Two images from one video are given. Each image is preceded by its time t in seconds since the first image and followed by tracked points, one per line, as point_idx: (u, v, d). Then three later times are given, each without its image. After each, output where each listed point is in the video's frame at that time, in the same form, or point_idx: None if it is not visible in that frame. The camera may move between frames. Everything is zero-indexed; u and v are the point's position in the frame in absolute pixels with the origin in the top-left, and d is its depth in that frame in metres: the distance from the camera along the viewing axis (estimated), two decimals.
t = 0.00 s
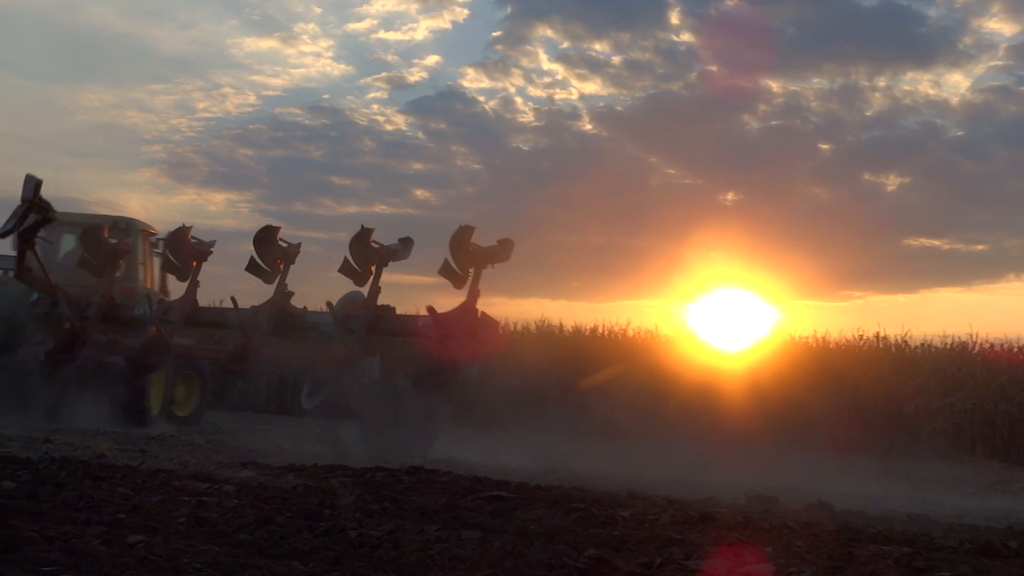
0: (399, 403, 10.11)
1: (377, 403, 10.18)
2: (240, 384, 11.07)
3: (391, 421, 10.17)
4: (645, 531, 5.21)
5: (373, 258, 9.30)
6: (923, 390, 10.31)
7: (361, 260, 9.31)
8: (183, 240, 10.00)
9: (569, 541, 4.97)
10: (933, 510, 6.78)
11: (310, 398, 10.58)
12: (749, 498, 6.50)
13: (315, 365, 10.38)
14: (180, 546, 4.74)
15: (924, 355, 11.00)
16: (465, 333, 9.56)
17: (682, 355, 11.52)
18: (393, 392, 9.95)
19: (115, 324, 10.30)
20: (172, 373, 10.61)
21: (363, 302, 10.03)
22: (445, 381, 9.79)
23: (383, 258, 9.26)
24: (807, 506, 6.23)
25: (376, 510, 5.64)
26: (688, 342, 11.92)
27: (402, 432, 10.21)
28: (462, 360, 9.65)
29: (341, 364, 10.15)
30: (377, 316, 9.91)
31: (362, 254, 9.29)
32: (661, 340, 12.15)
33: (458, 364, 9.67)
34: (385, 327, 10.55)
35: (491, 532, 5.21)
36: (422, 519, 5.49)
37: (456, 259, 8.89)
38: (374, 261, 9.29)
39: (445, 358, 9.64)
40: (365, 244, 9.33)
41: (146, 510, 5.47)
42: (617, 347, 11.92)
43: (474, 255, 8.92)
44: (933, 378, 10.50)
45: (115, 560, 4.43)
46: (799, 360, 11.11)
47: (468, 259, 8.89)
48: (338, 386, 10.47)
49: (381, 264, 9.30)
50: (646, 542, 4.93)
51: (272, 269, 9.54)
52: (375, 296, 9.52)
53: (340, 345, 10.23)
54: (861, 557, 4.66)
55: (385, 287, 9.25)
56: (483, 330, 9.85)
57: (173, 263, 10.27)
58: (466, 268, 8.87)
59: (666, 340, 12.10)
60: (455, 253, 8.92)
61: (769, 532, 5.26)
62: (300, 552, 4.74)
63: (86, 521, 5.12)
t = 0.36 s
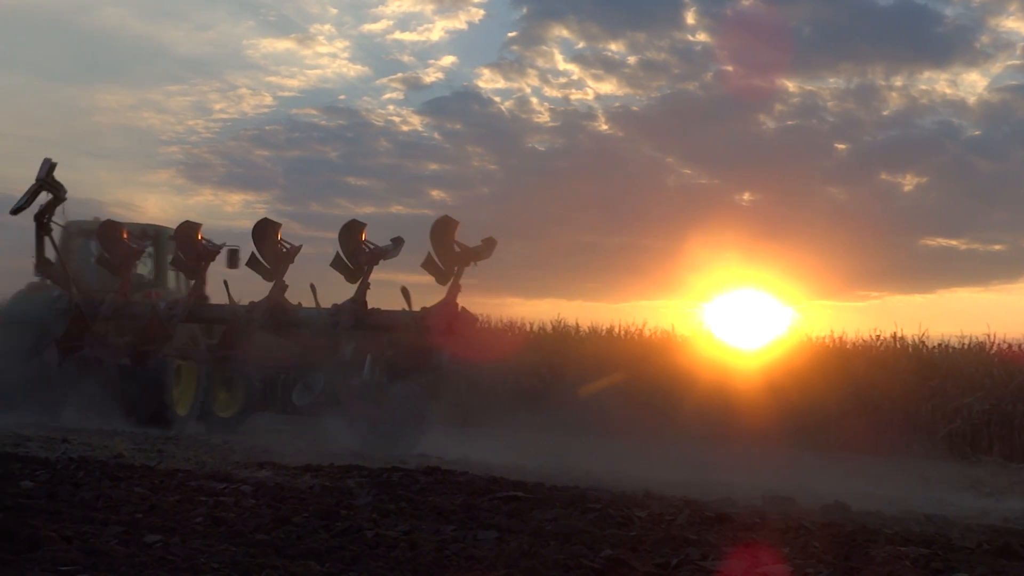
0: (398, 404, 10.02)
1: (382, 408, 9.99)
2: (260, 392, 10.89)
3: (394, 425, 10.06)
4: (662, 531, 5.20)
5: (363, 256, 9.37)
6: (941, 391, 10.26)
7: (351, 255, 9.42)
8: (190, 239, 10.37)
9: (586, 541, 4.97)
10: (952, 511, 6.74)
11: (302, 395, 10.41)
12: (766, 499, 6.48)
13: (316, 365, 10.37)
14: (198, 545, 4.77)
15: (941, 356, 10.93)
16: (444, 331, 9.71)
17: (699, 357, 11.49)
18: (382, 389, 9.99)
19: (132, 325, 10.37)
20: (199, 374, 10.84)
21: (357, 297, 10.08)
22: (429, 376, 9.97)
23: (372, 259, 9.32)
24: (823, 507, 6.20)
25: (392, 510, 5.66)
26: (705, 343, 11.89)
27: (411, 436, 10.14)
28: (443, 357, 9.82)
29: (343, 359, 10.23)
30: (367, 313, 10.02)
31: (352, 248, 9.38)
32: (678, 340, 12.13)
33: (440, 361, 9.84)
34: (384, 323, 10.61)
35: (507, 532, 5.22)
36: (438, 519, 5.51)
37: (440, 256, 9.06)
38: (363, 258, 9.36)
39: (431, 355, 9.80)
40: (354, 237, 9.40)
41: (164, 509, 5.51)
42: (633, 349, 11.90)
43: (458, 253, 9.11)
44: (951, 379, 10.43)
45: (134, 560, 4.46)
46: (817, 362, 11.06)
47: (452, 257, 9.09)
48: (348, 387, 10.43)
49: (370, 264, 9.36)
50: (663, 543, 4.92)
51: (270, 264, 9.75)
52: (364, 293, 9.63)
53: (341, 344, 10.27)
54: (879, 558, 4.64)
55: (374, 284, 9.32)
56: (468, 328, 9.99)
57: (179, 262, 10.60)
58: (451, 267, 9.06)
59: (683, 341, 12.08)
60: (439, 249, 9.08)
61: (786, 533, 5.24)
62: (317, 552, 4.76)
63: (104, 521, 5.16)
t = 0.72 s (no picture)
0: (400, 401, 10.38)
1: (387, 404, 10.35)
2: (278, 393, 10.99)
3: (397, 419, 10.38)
4: (679, 532, 5.20)
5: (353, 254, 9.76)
6: (958, 391, 10.20)
7: (343, 251, 9.83)
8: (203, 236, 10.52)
9: (604, 541, 4.98)
10: (971, 512, 6.70)
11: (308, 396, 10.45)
12: (783, 500, 6.47)
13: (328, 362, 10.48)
14: (216, 545, 4.81)
15: (959, 355, 10.86)
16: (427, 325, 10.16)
17: (717, 357, 11.46)
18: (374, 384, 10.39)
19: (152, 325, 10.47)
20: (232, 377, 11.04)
21: (368, 297, 10.19)
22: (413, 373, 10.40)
23: (362, 258, 9.71)
24: (840, 507, 6.18)
25: (410, 510, 5.68)
26: (721, 343, 11.85)
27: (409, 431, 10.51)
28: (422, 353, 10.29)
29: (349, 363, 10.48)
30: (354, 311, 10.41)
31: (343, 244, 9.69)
32: (694, 340, 12.10)
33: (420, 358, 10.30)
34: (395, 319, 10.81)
35: (524, 533, 5.22)
36: (456, 519, 5.53)
37: (425, 254, 9.49)
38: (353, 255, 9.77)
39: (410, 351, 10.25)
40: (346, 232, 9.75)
41: (182, 510, 5.56)
42: (652, 348, 11.87)
43: (443, 253, 9.57)
44: (970, 379, 10.37)
45: (152, 560, 4.50)
46: (836, 362, 10.99)
47: (437, 256, 9.54)
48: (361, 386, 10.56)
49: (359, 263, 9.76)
50: (680, 543, 4.92)
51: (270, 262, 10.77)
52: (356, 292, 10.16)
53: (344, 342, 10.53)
54: (897, 559, 4.61)
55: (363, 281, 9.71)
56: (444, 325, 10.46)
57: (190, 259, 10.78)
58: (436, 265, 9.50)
59: (701, 341, 12.04)
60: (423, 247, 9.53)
61: (803, 533, 5.22)
62: (335, 553, 4.79)
63: (122, 521, 5.21)
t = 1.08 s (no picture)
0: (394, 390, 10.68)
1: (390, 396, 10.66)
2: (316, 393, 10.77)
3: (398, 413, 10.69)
4: (692, 531, 5.19)
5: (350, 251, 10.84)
6: (972, 390, 10.14)
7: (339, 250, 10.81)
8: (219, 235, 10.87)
9: (616, 541, 4.97)
10: (984, 512, 6.67)
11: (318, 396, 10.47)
12: (796, 500, 6.46)
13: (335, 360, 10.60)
14: (229, 545, 4.83)
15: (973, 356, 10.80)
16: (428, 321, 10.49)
17: (730, 356, 11.41)
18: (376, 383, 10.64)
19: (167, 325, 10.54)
20: (266, 378, 10.97)
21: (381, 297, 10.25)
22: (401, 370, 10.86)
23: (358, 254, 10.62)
24: (852, 507, 6.15)
25: (422, 510, 5.69)
26: (734, 342, 11.81)
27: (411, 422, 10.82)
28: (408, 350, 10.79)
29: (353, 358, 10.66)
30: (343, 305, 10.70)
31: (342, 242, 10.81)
32: (707, 340, 12.06)
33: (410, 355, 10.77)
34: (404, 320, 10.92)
35: (536, 532, 5.23)
36: (468, 519, 5.53)
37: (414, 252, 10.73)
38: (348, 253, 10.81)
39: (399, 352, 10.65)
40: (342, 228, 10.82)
41: (195, 509, 5.58)
42: (664, 348, 11.84)
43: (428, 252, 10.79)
44: (983, 378, 10.33)
45: (166, 559, 4.52)
46: (849, 362, 10.93)
47: (423, 255, 10.77)
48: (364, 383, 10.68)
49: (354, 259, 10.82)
50: (692, 543, 4.92)
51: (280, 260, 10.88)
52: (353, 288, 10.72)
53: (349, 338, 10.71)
54: (910, 559, 4.60)
55: (363, 277, 10.78)
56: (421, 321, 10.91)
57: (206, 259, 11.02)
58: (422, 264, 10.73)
59: (714, 340, 12.00)
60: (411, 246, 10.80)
61: (816, 533, 5.20)
62: (348, 552, 4.80)
63: (136, 521, 5.23)
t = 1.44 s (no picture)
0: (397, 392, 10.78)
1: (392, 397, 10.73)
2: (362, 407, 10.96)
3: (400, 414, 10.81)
4: (698, 531, 5.19)
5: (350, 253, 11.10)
6: (978, 391, 10.12)
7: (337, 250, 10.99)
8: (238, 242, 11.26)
9: (622, 541, 4.97)
10: (991, 511, 6.66)
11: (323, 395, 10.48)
12: (802, 500, 6.44)
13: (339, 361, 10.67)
14: (235, 545, 4.84)
15: (979, 356, 10.77)
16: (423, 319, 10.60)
17: (736, 356, 11.38)
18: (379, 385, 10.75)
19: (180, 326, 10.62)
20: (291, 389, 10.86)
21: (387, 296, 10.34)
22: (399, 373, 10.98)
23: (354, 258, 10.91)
24: (859, 507, 6.14)
25: (428, 510, 5.69)
26: (741, 342, 11.78)
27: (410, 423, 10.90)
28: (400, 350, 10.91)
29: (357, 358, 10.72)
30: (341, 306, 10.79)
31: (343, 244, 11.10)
32: (713, 340, 12.03)
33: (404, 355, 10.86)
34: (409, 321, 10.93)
35: (542, 532, 5.23)
36: (474, 518, 5.53)
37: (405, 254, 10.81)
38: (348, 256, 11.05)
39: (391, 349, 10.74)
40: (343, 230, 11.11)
41: (201, 509, 5.59)
42: (670, 347, 11.82)
43: (420, 253, 10.87)
44: (989, 377, 10.32)
45: (172, 559, 4.53)
46: (856, 362, 10.90)
47: (415, 256, 10.84)
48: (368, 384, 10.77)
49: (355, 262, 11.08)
50: (698, 543, 4.91)
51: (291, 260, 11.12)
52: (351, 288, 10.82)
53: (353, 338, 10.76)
54: (916, 558, 4.59)
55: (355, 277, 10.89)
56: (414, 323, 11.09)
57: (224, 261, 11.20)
58: (413, 264, 10.77)
59: (721, 340, 11.98)
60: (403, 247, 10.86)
61: (822, 533, 5.19)
62: (354, 552, 4.81)
63: (142, 520, 5.24)
